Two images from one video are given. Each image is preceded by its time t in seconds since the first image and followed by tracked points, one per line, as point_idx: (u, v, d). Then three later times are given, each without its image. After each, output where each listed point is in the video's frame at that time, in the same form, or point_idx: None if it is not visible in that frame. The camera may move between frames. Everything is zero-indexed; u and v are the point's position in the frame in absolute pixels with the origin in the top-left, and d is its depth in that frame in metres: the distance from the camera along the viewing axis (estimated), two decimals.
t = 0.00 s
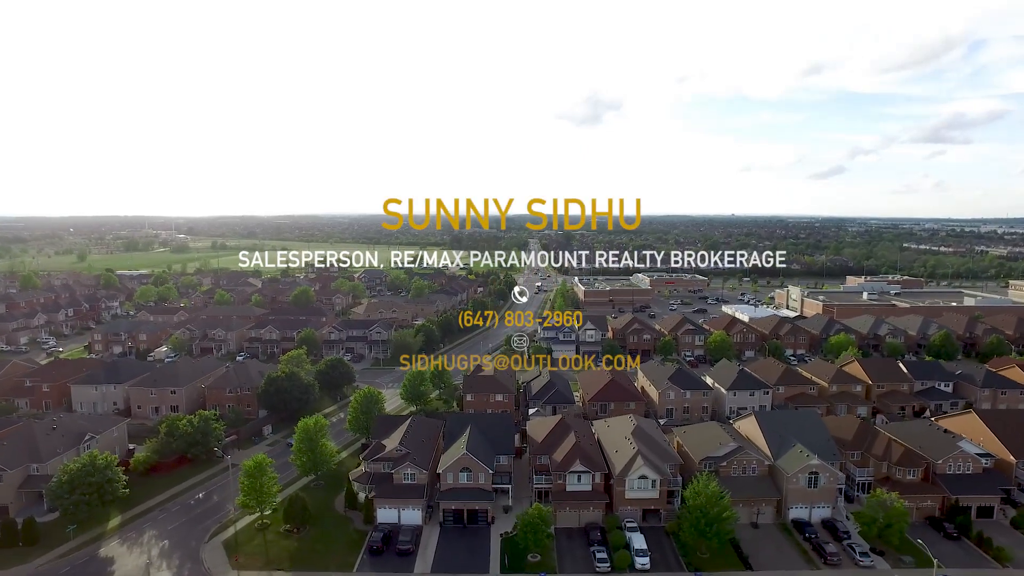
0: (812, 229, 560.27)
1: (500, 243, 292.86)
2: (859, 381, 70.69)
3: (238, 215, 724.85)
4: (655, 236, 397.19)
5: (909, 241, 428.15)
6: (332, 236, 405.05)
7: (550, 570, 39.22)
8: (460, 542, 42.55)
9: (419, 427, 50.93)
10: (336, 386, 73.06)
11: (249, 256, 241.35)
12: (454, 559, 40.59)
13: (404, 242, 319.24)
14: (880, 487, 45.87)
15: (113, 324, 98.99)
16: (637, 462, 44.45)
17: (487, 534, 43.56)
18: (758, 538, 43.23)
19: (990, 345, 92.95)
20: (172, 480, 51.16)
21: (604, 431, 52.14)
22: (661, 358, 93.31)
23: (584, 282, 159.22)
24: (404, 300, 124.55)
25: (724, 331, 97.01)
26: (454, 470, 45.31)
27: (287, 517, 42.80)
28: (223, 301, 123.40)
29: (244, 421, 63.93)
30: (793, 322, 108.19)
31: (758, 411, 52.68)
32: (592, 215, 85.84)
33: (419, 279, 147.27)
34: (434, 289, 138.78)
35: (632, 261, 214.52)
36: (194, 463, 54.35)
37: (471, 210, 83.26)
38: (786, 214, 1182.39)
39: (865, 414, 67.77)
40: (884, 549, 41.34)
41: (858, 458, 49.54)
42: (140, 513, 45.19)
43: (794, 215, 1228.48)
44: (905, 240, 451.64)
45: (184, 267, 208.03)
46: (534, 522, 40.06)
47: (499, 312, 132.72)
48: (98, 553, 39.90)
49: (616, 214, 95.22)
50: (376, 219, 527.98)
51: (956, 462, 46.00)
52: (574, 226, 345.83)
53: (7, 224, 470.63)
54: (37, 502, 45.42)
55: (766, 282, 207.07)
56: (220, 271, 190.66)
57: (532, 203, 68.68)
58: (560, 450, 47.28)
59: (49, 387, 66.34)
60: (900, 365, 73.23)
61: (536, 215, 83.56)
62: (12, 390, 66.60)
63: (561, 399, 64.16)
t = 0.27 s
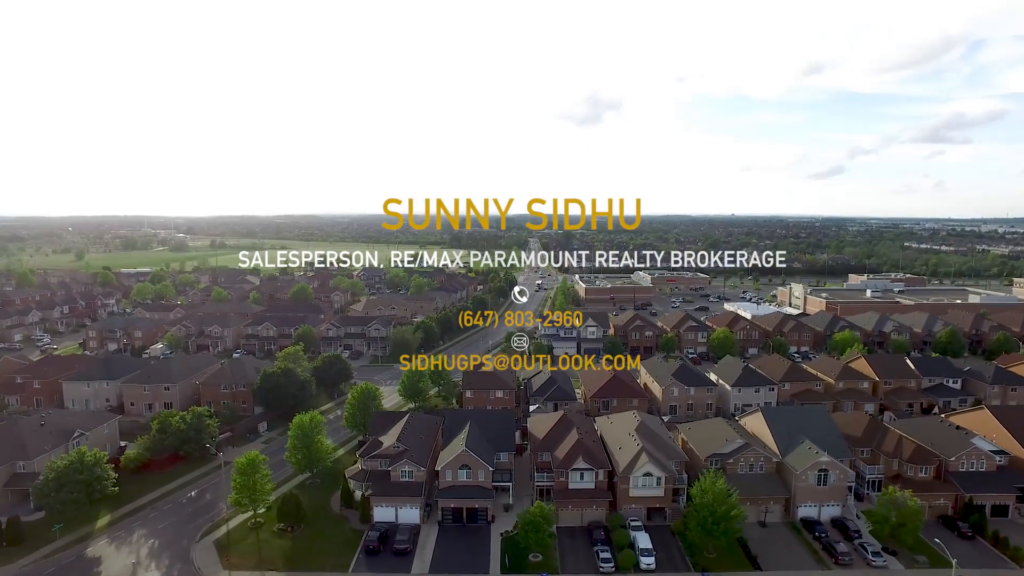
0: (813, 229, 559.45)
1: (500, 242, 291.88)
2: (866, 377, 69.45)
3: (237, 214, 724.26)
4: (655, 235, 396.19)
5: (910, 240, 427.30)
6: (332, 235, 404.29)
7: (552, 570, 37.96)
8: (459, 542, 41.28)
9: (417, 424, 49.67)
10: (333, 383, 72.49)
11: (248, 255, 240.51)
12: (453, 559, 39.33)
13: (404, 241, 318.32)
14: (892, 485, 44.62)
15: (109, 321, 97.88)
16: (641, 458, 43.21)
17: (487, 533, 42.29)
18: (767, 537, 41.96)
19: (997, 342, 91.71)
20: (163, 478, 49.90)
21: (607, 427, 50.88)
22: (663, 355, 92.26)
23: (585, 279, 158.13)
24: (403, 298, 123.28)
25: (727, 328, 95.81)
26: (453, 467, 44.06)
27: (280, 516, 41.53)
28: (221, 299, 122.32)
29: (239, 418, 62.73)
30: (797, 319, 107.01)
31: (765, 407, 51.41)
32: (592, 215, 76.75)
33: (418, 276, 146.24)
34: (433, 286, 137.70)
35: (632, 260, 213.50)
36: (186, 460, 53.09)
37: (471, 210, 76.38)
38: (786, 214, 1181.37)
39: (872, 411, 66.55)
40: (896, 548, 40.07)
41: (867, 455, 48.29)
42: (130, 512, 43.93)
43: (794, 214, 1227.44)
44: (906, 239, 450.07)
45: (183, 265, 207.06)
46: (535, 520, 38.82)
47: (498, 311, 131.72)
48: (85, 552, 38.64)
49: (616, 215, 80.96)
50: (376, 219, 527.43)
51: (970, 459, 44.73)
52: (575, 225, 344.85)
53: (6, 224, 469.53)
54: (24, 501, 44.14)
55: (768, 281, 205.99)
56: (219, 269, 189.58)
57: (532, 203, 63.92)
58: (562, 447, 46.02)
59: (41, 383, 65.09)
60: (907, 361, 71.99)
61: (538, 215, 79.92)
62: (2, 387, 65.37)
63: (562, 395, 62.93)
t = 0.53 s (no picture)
0: (813, 228, 558.40)
1: (500, 241, 290.79)
2: (873, 374, 68.19)
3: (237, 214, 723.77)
4: (656, 234, 395.08)
5: (911, 240, 425.98)
6: (331, 234, 403.22)
7: (555, 571, 36.68)
8: (458, 541, 39.99)
9: (415, 420, 48.40)
10: (330, 380, 71.24)
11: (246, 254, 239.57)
12: (452, 559, 38.06)
13: (403, 241, 317.30)
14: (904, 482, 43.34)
15: (104, 318, 96.67)
16: (646, 455, 41.96)
17: (486, 532, 41.01)
18: (776, 536, 40.66)
19: (1004, 339, 90.44)
20: (155, 476, 48.61)
21: (610, 424, 49.59)
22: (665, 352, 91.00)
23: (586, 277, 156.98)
24: (402, 295, 122.09)
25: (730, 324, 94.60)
26: (451, 464, 42.78)
27: (274, 515, 40.22)
28: (218, 296, 121.18)
29: (234, 415, 61.45)
30: (801, 316, 105.77)
31: (772, 403, 50.14)
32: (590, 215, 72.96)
33: (418, 274, 145.10)
34: (433, 283, 136.52)
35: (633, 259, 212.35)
36: (179, 458, 51.80)
37: (473, 212, 73.32)
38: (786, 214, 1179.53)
39: (880, 407, 65.30)
40: (910, 548, 38.79)
41: (877, 452, 47.01)
42: (119, 511, 42.64)
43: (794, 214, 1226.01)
44: (907, 238, 448.66)
45: (181, 264, 206.01)
46: (536, 519, 37.56)
47: (499, 309, 130.53)
48: (71, 552, 37.36)
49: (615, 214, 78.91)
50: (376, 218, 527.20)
51: (984, 456, 43.48)
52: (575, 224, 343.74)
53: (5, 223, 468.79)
54: (10, 499, 42.86)
55: (769, 279, 204.80)
56: (216, 267, 188.28)
57: (532, 202, 61.72)
58: (564, 443, 44.75)
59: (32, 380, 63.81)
60: (914, 357, 70.72)
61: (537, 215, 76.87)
62: None
63: (564, 391, 61.68)
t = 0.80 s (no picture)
0: (814, 228, 557.21)
1: (500, 241, 289.48)
2: (880, 370, 66.93)
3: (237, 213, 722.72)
4: (656, 233, 393.84)
5: (913, 239, 424.59)
6: (330, 233, 402.03)
7: (557, 572, 35.41)
8: (457, 541, 38.72)
9: (413, 417, 47.11)
10: (328, 376, 70.02)
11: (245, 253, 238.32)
12: (451, 559, 36.79)
13: (403, 240, 316.04)
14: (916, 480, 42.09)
15: (99, 315, 95.40)
16: (651, 453, 40.68)
17: (487, 532, 39.76)
18: (785, 536, 39.37)
19: (1012, 336, 89.12)
20: (146, 474, 47.33)
21: (613, 420, 48.31)
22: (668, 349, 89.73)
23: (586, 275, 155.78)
24: (401, 292, 120.84)
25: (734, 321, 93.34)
26: (450, 462, 41.48)
27: (267, 514, 38.92)
28: (215, 293, 119.86)
29: (228, 412, 60.15)
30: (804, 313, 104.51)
31: (779, 400, 48.85)
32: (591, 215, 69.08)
33: (417, 272, 143.90)
34: (432, 281, 135.33)
35: (634, 257, 211.08)
36: (171, 456, 50.53)
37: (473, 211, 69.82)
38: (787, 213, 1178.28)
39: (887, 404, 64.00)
40: (925, 548, 37.51)
41: (888, 449, 45.74)
42: (108, 510, 41.37)
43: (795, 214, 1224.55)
44: (908, 237, 447.45)
45: (179, 262, 204.73)
46: (538, 518, 36.30)
47: (498, 306, 129.44)
48: (57, 553, 36.08)
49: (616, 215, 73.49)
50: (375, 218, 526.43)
51: (999, 454, 42.20)
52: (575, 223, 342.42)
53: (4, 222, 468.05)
54: None
55: (771, 277, 203.51)
56: (214, 265, 187.00)
57: (532, 203, 59.08)
58: (567, 440, 43.48)
59: (22, 376, 62.52)
60: (922, 353, 69.42)
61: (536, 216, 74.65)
62: None
63: (565, 388, 60.41)
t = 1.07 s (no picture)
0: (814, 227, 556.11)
1: (500, 240, 288.19)
2: (887, 367, 65.69)
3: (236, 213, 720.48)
4: (656, 233, 392.55)
5: (913, 239, 423.37)
6: (330, 233, 400.59)
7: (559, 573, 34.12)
8: (456, 541, 37.42)
9: (411, 413, 45.81)
10: (324, 373, 68.84)
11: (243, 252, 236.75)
12: (449, 560, 35.51)
13: (402, 239, 314.65)
14: (930, 479, 40.82)
15: (93, 312, 94.07)
16: (656, 449, 39.37)
17: (487, 531, 38.46)
18: (795, 536, 38.08)
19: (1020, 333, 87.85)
20: (136, 472, 46.05)
21: (617, 417, 47.03)
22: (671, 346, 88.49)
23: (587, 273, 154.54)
24: (400, 290, 119.60)
25: (737, 318, 92.11)
26: (449, 459, 40.18)
27: (259, 513, 37.63)
28: (212, 291, 118.52)
29: (222, 409, 58.87)
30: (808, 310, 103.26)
31: (787, 396, 47.57)
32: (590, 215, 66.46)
33: (416, 270, 142.65)
34: (432, 278, 134.10)
35: (634, 256, 209.79)
36: (163, 453, 49.27)
37: (473, 211, 67.86)
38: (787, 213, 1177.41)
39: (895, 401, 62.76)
40: (940, 549, 36.23)
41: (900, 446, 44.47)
42: (96, 509, 40.09)
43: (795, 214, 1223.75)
44: (909, 236, 446.43)
45: (177, 260, 203.16)
46: (541, 517, 35.03)
47: (498, 304, 128.18)
48: (40, 553, 34.77)
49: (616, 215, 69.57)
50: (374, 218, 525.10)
51: (1015, 451, 40.92)
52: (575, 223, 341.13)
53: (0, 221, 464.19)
54: None
55: (773, 276, 202.19)
56: (212, 263, 185.71)
57: (531, 202, 56.49)
58: (569, 437, 42.20)
59: (12, 373, 61.21)
60: (930, 350, 68.14)
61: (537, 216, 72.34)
62: None
63: (567, 385, 59.17)
